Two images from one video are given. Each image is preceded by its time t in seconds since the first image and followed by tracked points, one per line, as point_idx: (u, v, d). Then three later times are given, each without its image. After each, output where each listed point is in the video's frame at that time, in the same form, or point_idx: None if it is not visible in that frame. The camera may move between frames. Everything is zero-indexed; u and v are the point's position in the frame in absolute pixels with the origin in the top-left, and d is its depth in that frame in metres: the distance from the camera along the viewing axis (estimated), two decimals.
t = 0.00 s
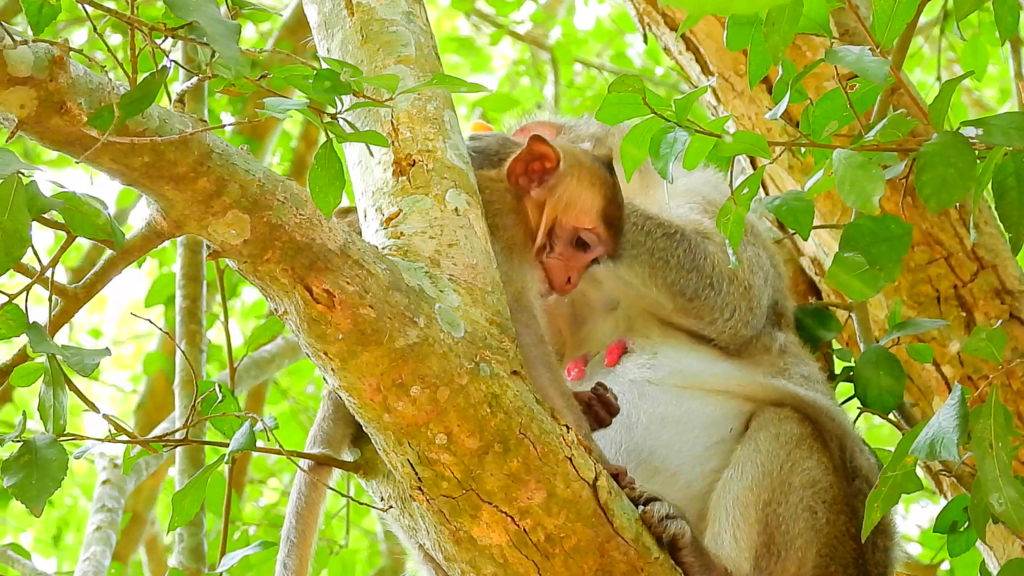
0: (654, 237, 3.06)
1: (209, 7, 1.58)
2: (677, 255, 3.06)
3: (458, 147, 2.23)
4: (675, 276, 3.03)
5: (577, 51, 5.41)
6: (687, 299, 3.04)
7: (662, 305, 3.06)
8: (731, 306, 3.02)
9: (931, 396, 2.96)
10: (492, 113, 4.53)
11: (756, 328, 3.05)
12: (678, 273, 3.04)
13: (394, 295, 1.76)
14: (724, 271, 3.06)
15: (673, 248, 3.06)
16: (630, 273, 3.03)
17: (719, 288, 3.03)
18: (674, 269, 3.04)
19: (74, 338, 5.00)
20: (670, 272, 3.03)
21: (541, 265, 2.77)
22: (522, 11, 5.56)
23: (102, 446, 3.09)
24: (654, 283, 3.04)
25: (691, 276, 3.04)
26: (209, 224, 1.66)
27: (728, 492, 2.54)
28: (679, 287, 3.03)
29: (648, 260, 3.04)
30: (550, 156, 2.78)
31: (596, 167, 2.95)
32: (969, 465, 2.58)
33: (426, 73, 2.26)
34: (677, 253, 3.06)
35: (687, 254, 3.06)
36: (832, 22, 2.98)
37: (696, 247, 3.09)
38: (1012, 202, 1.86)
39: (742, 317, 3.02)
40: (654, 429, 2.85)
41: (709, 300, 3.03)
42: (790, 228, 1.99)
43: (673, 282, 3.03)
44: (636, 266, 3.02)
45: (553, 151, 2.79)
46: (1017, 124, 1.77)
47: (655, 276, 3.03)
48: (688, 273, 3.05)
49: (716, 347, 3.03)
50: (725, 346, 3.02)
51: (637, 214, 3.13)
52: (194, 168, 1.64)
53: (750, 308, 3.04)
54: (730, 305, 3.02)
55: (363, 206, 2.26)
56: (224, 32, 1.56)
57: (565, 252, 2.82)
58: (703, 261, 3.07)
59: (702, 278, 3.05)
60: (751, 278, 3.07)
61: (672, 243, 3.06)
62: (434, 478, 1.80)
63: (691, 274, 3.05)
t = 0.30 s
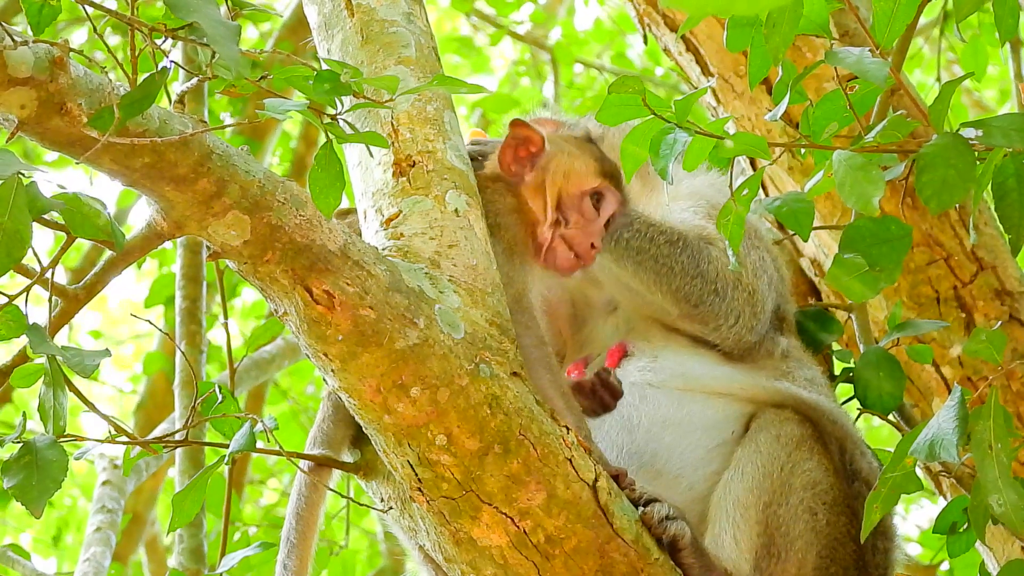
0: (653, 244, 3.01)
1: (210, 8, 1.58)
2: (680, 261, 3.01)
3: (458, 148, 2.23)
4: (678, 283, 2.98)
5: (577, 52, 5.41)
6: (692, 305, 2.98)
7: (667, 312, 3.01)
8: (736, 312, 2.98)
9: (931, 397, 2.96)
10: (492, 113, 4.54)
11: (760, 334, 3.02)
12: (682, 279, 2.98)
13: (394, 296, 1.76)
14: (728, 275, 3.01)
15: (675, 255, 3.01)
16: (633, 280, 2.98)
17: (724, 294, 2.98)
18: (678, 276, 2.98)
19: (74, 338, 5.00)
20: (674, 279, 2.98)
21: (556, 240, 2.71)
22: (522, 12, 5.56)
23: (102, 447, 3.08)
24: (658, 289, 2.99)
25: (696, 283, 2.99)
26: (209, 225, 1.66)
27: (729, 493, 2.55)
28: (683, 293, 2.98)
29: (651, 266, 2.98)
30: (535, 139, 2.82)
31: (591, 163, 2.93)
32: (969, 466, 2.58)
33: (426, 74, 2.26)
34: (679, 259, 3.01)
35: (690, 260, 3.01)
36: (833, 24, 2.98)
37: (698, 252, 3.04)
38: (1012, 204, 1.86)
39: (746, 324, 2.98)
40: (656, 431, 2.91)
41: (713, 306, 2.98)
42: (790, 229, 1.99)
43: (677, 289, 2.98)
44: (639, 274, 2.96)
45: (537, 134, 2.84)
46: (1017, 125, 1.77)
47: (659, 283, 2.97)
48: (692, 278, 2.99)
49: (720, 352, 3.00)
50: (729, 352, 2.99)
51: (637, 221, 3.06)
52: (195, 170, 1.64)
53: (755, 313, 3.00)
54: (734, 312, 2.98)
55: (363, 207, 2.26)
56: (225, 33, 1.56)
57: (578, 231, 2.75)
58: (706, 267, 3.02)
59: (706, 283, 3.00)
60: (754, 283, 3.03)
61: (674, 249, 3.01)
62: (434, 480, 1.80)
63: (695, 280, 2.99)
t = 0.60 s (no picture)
0: (656, 246, 3.04)
1: (207, 9, 1.58)
2: (682, 263, 3.04)
3: (456, 148, 2.23)
4: (680, 284, 3.01)
5: (574, 51, 5.41)
6: (694, 307, 3.02)
7: (669, 314, 3.04)
8: (738, 313, 3.00)
9: (929, 397, 2.96)
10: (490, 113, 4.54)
11: (761, 335, 3.04)
12: (684, 281, 3.02)
13: (392, 297, 1.77)
14: (729, 276, 3.04)
15: (678, 258, 3.05)
16: (636, 283, 3.02)
17: (727, 295, 3.01)
18: (680, 278, 3.02)
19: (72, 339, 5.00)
20: (676, 281, 3.01)
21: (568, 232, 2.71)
22: (519, 11, 5.56)
23: (100, 447, 3.09)
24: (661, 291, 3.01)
25: (697, 284, 3.02)
26: (207, 226, 1.66)
27: (726, 493, 2.53)
28: (686, 295, 3.01)
29: (653, 269, 3.02)
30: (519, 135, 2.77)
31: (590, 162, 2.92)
32: (967, 465, 2.58)
33: (424, 75, 2.26)
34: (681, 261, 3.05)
35: (692, 262, 3.05)
36: (831, 24, 2.98)
37: (699, 254, 3.08)
38: (1010, 204, 1.87)
39: (748, 325, 3.01)
40: (655, 433, 2.85)
41: (716, 307, 3.01)
42: (788, 230, 2.00)
43: (680, 291, 3.01)
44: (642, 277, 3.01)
45: (521, 130, 2.79)
46: (1015, 125, 1.77)
47: (661, 286, 3.01)
48: (694, 281, 3.02)
49: (720, 354, 3.01)
50: (730, 354, 3.00)
51: (638, 225, 3.11)
52: (193, 170, 1.64)
53: (757, 315, 3.03)
54: (736, 314, 3.00)
55: (361, 207, 2.26)
56: (223, 34, 1.57)
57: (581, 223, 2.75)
58: (707, 269, 3.06)
59: (709, 285, 3.03)
60: (756, 284, 3.06)
61: (675, 251, 3.05)
62: (432, 480, 1.80)
63: (696, 282, 3.02)
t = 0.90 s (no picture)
0: (654, 247, 3.03)
1: (205, 9, 1.59)
2: (680, 264, 3.03)
3: (454, 148, 2.23)
4: (679, 285, 3.00)
5: (572, 50, 5.41)
6: (693, 308, 3.00)
7: (668, 314, 3.03)
8: (738, 314, 2.99)
9: (927, 396, 2.97)
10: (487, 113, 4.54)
11: (760, 336, 3.03)
12: (683, 282, 3.01)
13: (391, 297, 1.77)
14: (728, 277, 3.03)
15: (676, 258, 3.04)
16: (635, 283, 2.99)
17: (727, 296, 3.00)
18: (679, 278, 3.01)
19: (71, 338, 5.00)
20: (674, 281, 3.00)
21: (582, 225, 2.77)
22: (517, 11, 5.57)
23: (98, 447, 3.08)
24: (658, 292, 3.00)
25: (696, 285, 3.01)
26: (206, 226, 1.66)
27: (724, 492, 2.52)
28: (685, 296, 3.00)
29: (652, 268, 3.01)
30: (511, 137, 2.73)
31: (586, 161, 2.92)
32: (965, 464, 2.58)
33: (422, 75, 2.26)
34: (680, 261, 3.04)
35: (690, 263, 3.04)
36: (829, 23, 2.98)
37: (698, 254, 3.07)
38: (1008, 204, 1.87)
39: (747, 325, 3.00)
40: (654, 433, 2.86)
41: (715, 308, 3.00)
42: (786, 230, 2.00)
43: (679, 292, 3.00)
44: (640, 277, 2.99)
45: (513, 132, 2.75)
46: (1013, 125, 1.77)
47: (660, 286, 2.99)
48: (693, 281, 3.01)
49: (719, 355, 3.01)
50: (729, 355, 3.00)
51: (637, 224, 3.09)
52: (191, 171, 1.64)
53: (756, 315, 3.02)
54: (735, 315, 2.99)
55: (359, 207, 2.26)
56: (221, 35, 1.57)
57: (582, 221, 2.78)
58: (706, 269, 3.05)
59: (708, 285, 3.01)
60: (755, 286, 3.05)
61: (673, 252, 3.04)
62: (430, 480, 1.81)
63: (694, 283, 3.01)
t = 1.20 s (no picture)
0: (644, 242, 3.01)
1: (201, 7, 1.58)
2: (677, 262, 3.01)
3: (450, 146, 2.23)
4: (675, 285, 2.98)
5: (568, 50, 5.41)
6: (690, 307, 2.98)
7: (664, 313, 3.01)
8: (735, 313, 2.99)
9: (923, 396, 2.97)
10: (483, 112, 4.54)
11: (756, 336, 3.03)
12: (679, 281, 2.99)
13: (386, 294, 1.77)
14: (724, 276, 3.01)
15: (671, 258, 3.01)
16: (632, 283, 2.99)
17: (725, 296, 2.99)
18: (675, 278, 2.99)
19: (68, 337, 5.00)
20: (671, 281, 2.98)
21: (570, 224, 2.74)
22: (513, 11, 5.56)
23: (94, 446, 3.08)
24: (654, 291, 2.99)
25: (693, 285, 2.99)
26: (201, 224, 1.66)
27: (721, 492, 2.52)
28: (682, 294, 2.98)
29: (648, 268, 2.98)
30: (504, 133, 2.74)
31: (581, 159, 2.91)
32: (961, 464, 2.58)
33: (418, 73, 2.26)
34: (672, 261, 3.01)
35: (687, 262, 3.02)
36: (825, 23, 2.98)
37: (694, 254, 3.05)
38: (1004, 203, 1.87)
39: (744, 325, 2.99)
40: (651, 432, 2.89)
41: (712, 308, 2.98)
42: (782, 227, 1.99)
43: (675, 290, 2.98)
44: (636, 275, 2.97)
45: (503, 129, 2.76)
46: (1009, 124, 1.77)
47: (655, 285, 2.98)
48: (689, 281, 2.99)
49: (716, 354, 3.01)
50: (726, 354, 3.00)
51: (633, 222, 3.06)
52: (187, 168, 1.64)
53: (752, 315, 3.02)
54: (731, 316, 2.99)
55: (355, 205, 2.26)
56: (217, 32, 1.57)
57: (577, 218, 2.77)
58: (702, 268, 3.02)
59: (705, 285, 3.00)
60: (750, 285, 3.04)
61: (667, 249, 3.03)
62: (426, 478, 1.80)
63: (692, 282, 2.99)
